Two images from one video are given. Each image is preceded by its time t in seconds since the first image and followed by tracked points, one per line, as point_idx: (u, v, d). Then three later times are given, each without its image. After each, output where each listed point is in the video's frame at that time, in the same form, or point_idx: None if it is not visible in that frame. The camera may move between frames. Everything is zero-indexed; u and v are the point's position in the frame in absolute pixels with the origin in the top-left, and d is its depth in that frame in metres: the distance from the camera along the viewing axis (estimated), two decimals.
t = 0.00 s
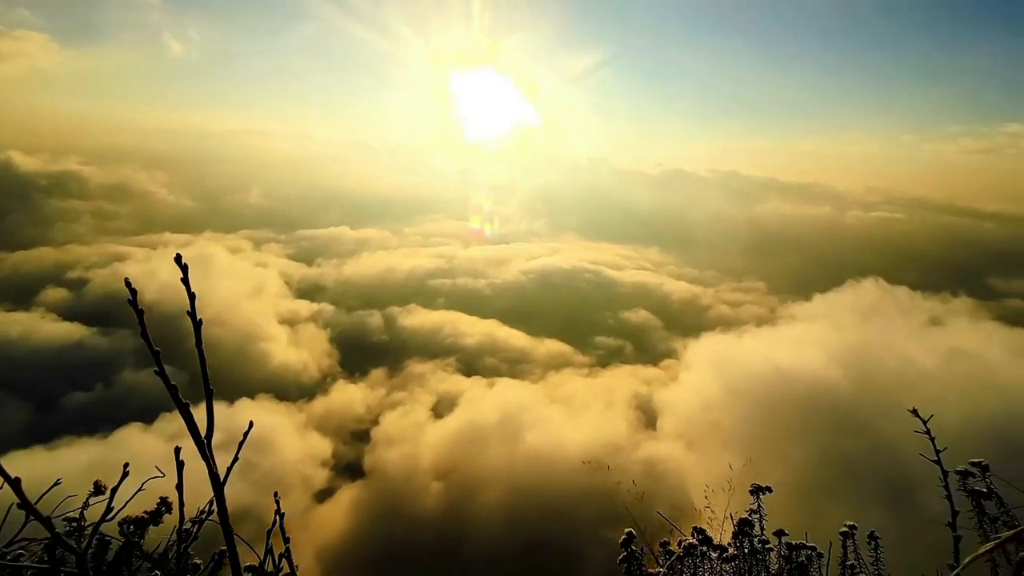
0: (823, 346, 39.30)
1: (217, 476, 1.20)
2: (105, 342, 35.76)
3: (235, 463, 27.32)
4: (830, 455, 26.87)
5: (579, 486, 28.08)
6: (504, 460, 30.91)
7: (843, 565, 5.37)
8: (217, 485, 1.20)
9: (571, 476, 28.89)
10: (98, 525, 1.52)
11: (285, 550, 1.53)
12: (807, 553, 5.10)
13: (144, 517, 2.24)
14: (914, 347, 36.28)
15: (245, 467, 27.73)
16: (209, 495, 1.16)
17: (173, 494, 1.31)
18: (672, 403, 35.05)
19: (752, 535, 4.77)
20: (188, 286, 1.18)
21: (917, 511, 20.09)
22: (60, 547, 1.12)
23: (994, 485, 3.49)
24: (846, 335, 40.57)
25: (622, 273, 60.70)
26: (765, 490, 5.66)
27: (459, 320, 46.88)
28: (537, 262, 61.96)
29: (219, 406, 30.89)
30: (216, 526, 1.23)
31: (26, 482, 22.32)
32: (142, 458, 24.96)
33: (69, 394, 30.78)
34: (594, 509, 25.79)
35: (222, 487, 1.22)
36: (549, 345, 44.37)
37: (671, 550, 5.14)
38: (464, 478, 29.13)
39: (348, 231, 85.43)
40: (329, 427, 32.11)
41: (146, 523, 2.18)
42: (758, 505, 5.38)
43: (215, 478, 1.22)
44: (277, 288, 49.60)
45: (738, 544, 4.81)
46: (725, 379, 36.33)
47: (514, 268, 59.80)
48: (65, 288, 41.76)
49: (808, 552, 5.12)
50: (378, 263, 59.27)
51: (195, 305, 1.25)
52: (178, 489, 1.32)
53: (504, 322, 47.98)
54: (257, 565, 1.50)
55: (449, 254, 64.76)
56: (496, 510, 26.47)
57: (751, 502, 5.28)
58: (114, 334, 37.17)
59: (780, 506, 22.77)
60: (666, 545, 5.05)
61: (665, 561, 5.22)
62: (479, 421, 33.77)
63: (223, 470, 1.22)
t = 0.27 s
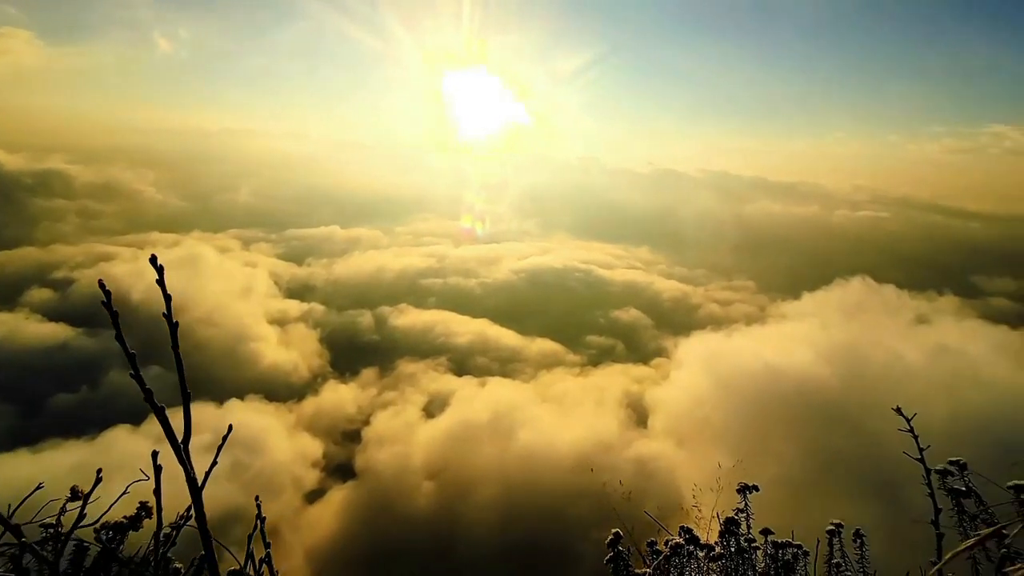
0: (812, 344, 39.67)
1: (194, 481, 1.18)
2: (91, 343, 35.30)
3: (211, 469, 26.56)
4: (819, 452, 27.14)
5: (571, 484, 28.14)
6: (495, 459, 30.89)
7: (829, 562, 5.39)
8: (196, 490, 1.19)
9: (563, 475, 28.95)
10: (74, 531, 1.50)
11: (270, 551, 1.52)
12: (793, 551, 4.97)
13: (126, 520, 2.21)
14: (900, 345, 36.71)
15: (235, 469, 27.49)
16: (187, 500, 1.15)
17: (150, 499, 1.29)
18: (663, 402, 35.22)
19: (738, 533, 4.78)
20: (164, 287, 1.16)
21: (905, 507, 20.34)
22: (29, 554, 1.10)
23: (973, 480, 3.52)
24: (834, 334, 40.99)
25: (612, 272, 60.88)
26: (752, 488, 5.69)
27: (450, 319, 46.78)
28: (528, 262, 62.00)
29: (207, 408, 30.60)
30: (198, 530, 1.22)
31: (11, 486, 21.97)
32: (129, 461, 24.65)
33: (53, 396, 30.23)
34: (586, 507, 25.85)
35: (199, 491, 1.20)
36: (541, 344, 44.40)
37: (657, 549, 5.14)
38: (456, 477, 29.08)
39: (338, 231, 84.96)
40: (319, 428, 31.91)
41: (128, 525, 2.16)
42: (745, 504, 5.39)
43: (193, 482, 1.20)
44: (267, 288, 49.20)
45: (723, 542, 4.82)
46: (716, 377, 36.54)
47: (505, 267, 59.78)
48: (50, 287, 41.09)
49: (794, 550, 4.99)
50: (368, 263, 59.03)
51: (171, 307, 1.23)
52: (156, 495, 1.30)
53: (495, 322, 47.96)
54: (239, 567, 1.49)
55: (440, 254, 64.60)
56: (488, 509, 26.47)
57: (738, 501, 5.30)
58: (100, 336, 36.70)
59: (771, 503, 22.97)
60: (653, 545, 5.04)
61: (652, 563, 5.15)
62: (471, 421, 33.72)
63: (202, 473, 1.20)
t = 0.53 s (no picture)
0: (800, 342, 40.02)
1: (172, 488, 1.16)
2: (76, 343, 34.87)
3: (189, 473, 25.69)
4: (806, 449, 27.43)
5: (561, 482, 28.20)
6: (486, 458, 30.87)
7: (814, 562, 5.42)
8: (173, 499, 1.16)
9: (553, 473, 29.01)
10: (46, 540, 1.44)
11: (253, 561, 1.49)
12: (779, 549, 5.02)
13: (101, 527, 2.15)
14: (887, 343, 37.11)
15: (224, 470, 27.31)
16: (164, 508, 1.11)
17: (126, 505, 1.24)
18: (653, 400, 35.36)
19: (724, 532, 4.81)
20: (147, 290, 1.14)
21: (890, 503, 20.58)
22: None
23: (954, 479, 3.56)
24: (822, 332, 41.39)
25: (603, 271, 61.03)
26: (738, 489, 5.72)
27: (440, 319, 46.67)
28: (519, 262, 62.03)
29: (194, 408, 30.30)
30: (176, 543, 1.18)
31: None
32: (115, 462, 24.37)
33: (37, 398, 29.57)
34: (575, 505, 25.94)
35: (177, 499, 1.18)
36: (531, 344, 44.43)
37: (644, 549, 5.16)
38: (447, 477, 29.03)
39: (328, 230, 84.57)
40: (308, 428, 31.72)
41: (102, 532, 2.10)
42: (730, 504, 5.43)
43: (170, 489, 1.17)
44: (256, 288, 48.86)
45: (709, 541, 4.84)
46: (705, 376, 36.74)
47: (496, 267, 59.78)
48: (34, 287, 40.54)
49: (780, 548, 5.04)
50: (358, 262, 58.74)
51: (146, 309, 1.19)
52: (132, 501, 1.25)
53: (485, 321, 47.93)
54: None
55: (431, 253, 64.46)
56: (478, 508, 26.46)
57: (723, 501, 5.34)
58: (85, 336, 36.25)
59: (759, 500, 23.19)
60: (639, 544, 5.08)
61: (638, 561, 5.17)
62: (461, 420, 33.67)
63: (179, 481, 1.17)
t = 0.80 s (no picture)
0: (787, 341, 40.39)
1: (144, 488, 1.13)
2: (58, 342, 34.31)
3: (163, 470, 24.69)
4: (792, 446, 27.71)
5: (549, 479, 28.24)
6: (475, 457, 30.82)
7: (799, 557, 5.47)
8: (147, 498, 1.13)
9: (541, 470, 29.05)
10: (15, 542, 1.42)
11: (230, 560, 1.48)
12: (763, 547, 5.10)
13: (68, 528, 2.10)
14: (872, 342, 37.54)
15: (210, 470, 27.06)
16: (136, 508, 1.10)
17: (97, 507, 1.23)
18: (642, 399, 35.50)
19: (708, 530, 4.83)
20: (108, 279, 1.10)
21: (875, 501, 20.81)
22: None
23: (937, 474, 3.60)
24: (808, 330, 41.79)
25: (591, 270, 61.13)
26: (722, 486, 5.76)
27: (429, 317, 46.50)
28: (508, 260, 62.00)
29: (179, 408, 29.95)
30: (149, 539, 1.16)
31: None
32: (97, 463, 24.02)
33: (18, 399, 29.02)
34: (564, 503, 25.96)
35: (150, 499, 1.16)
36: (520, 342, 44.42)
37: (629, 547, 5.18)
38: (436, 476, 28.96)
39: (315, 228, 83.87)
40: (296, 427, 31.51)
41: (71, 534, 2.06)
42: (714, 501, 5.46)
43: (144, 489, 1.15)
44: (242, 286, 48.43)
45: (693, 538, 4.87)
46: (693, 375, 36.96)
47: (485, 265, 59.71)
48: (14, 285, 39.79)
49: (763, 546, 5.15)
50: (346, 260, 58.34)
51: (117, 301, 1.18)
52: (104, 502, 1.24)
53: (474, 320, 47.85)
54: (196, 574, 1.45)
55: (419, 252, 64.24)
56: (467, 507, 26.44)
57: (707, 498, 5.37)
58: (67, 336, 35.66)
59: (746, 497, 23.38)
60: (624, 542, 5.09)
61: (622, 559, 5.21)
62: (450, 419, 33.60)
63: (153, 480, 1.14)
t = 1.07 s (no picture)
0: (773, 340, 40.75)
1: (116, 491, 1.25)
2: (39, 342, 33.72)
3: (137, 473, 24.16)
4: (779, 444, 27.97)
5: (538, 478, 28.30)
6: (463, 457, 30.75)
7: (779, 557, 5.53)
8: (119, 503, 1.25)
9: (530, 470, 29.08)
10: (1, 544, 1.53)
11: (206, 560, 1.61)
12: (746, 546, 4.92)
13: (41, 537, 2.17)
14: (856, 342, 38.06)
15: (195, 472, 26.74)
16: (107, 511, 1.20)
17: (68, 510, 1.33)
18: (630, 398, 35.68)
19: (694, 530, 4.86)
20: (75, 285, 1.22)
21: (860, 500, 21.07)
22: None
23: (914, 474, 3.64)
24: (794, 330, 42.18)
25: (580, 270, 61.30)
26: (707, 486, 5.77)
27: (417, 317, 46.36)
28: (496, 260, 61.91)
29: (164, 410, 29.63)
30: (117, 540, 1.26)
31: None
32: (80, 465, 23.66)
33: None
34: (552, 503, 25.96)
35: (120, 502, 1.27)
36: (509, 342, 44.44)
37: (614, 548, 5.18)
38: (424, 477, 28.92)
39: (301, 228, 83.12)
40: (283, 428, 31.23)
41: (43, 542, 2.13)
42: (697, 503, 5.39)
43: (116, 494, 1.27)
44: (228, 286, 47.90)
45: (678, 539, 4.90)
46: (680, 374, 37.20)
47: (473, 265, 59.56)
48: None
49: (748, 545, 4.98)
50: (333, 259, 57.94)
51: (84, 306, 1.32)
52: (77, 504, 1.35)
53: (463, 320, 47.79)
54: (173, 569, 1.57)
55: (408, 252, 63.94)
56: (456, 507, 26.39)
57: (692, 499, 5.41)
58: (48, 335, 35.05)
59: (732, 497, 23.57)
60: (609, 543, 5.12)
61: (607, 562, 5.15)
62: (439, 419, 33.55)
63: (125, 485, 1.27)
